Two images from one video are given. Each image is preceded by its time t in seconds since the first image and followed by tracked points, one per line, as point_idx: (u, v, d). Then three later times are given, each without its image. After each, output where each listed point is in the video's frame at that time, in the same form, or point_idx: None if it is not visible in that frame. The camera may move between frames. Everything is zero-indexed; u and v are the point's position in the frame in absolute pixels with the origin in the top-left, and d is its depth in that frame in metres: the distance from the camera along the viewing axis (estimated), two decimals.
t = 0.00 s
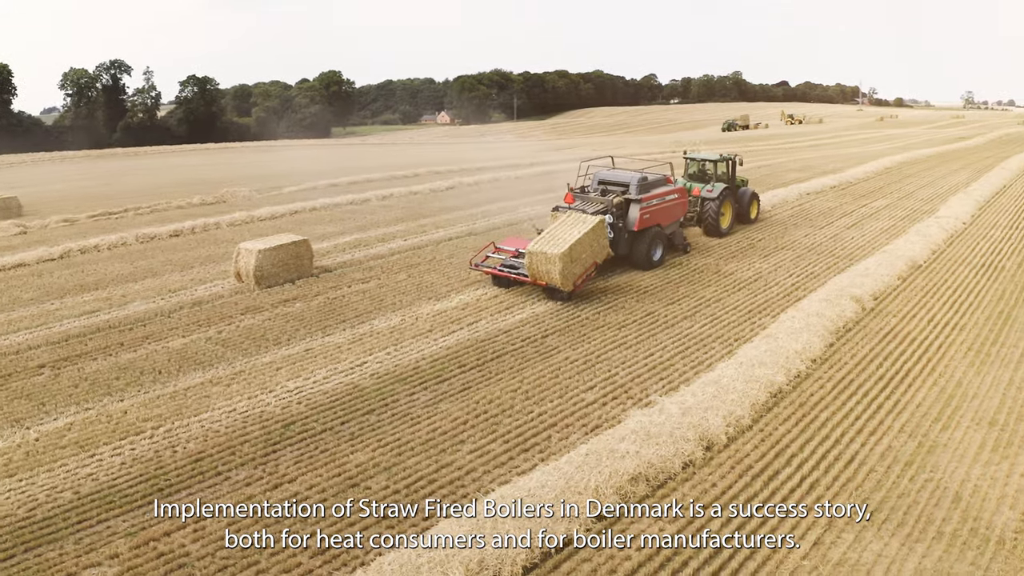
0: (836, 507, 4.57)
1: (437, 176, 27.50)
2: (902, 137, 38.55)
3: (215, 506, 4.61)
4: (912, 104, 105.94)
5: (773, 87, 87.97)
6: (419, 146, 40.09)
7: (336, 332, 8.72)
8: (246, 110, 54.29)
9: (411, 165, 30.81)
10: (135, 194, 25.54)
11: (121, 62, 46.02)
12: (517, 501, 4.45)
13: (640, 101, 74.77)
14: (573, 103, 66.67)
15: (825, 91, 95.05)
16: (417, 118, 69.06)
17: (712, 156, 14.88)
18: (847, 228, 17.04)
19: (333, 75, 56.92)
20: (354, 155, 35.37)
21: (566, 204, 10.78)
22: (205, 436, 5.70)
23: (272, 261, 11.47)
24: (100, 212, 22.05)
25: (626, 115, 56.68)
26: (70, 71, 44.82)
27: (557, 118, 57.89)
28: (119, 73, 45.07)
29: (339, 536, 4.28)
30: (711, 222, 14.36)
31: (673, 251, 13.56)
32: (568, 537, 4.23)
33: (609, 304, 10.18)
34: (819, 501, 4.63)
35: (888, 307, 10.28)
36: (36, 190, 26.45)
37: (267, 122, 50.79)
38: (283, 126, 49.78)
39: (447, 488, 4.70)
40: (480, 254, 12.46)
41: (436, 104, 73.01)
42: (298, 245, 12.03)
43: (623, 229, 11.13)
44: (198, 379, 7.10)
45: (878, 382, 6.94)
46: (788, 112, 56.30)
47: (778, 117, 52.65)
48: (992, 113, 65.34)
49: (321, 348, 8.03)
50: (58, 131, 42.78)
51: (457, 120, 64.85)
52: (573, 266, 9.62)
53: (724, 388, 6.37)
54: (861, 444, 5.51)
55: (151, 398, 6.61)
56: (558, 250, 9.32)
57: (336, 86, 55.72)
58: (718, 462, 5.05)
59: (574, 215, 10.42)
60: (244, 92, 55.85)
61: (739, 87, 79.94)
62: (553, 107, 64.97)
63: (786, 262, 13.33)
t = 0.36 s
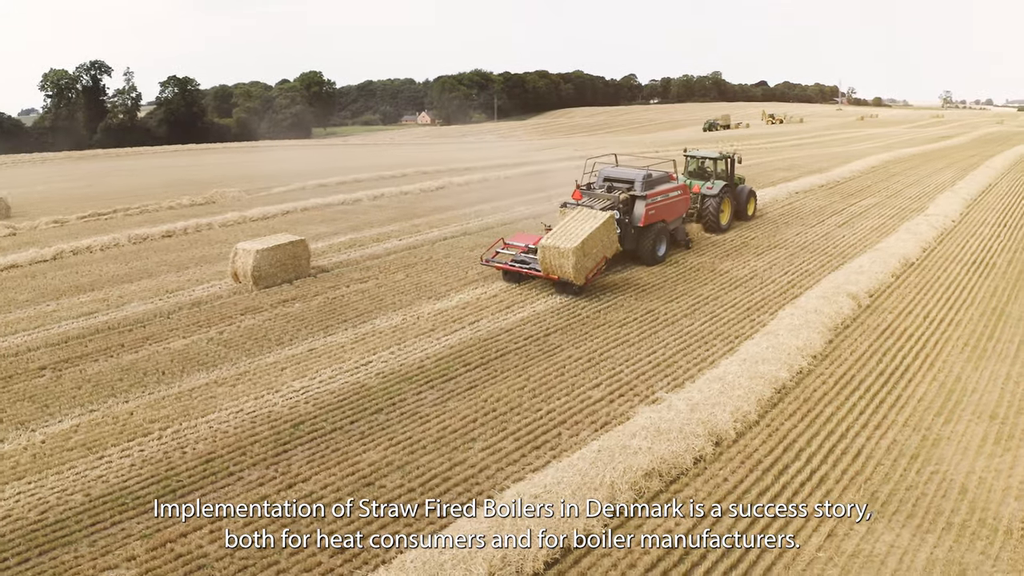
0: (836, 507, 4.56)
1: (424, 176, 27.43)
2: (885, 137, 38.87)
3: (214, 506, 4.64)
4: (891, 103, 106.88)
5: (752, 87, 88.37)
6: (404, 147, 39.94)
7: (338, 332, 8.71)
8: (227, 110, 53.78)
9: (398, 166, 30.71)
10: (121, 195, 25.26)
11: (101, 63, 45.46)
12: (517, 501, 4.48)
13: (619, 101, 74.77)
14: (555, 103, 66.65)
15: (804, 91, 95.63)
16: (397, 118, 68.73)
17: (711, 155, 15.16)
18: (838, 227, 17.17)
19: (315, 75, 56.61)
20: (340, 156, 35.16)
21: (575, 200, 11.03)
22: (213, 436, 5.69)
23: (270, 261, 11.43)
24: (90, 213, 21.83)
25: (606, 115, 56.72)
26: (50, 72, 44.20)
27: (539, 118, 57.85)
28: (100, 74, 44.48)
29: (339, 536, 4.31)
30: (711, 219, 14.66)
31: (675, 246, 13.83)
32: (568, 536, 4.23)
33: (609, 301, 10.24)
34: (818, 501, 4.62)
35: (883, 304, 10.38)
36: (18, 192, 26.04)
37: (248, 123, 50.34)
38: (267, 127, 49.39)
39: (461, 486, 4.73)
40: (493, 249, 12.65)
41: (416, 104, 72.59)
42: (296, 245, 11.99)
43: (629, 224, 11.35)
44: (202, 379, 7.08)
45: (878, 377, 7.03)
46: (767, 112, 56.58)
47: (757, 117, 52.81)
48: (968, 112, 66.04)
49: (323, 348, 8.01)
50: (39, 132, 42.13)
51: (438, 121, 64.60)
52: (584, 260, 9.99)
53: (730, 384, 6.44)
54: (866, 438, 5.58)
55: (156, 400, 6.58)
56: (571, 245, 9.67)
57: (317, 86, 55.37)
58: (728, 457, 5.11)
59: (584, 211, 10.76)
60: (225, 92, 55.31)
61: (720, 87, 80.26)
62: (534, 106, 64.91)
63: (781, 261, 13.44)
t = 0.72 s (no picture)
0: (836, 507, 4.54)
1: (412, 177, 27.37)
2: (868, 136, 39.22)
3: (214, 506, 4.69)
4: (869, 103, 107.96)
5: (732, 86, 88.91)
6: (389, 147, 39.83)
7: (342, 331, 8.70)
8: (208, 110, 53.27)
9: (385, 166, 30.61)
10: (108, 197, 24.97)
11: (81, 63, 44.93)
12: (516, 501, 4.54)
13: (599, 101, 74.96)
14: (535, 103, 66.73)
15: (783, 91, 96.35)
16: (377, 118, 68.45)
17: (710, 153, 15.40)
18: (828, 225, 17.35)
19: (295, 77, 56.42)
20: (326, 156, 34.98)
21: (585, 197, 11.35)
22: (225, 436, 5.68)
23: (269, 261, 11.39)
24: (79, 214, 21.64)
25: (586, 115, 56.85)
26: (29, 72, 43.57)
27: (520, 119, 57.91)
28: (80, 74, 43.95)
29: (339, 535, 4.33)
30: (711, 216, 14.91)
31: (678, 242, 14.16)
32: (567, 536, 4.25)
33: (611, 299, 10.29)
34: (819, 501, 4.61)
35: (880, 301, 10.51)
36: None
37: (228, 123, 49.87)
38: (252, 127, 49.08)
39: (478, 484, 4.77)
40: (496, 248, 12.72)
41: (394, 104, 72.28)
42: (293, 246, 11.95)
43: (635, 220, 11.70)
44: (208, 380, 7.06)
45: (880, 373, 7.13)
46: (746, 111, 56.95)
47: (737, 117, 53.05)
48: (945, 112, 66.90)
49: (328, 348, 8.01)
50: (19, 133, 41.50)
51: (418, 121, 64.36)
52: (596, 254, 10.26)
53: (737, 380, 6.51)
54: (872, 431, 5.67)
55: (163, 401, 6.57)
56: (584, 239, 9.94)
57: (297, 87, 55.20)
58: (739, 451, 5.19)
59: (594, 207, 11.03)
60: (206, 92, 54.77)
61: (699, 87, 80.74)
62: (514, 107, 64.93)
63: (776, 258, 13.58)
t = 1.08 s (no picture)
0: (835, 507, 4.55)
1: (402, 177, 27.30)
2: (852, 135, 39.53)
3: (214, 506, 4.73)
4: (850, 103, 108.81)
5: (713, 86, 89.38)
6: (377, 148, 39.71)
7: (347, 332, 8.71)
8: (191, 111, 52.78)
9: (373, 167, 30.49)
10: (96, 198, 24.71)
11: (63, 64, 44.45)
12: (516, 501, 4.60)
13: (581, 102, 74.97)
14: (518, 104, 66.69)
15: (763, 91, 96.89)
16: (359, 119, 68.14)
17: (711, 151, 15.57)
18: (821, 223, 17.50)
19: (277, 78, 56.09)
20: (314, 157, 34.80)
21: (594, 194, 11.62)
22: (237, 437, 5.69)
23: (269, 261, 11.36)
24: (72, 216, 21.45)
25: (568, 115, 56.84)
26: (12, 73, 43.02)
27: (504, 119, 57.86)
28: (62, 75, 43.48)
29: (339, 535, 4.36)
30: (711, 212, 15.12)
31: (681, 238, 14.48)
32: (567, 536, 4.28)
33: (613, 298, 10.36)
34: (818, 501, 4.61)
35: (878, 299, 10.62)
36: None
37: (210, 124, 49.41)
38: (238, 128, 48.78)
39: (495, 482, 4.81)
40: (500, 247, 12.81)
41: (376, 105, 71.77)
42: (293, 246, 11.93)
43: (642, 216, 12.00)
44: (216, 381, 7.04)
45: (883, 369, 7.22)
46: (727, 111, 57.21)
47: (719, 117, 53.28)
48: (915, 114, 67.41)
49: (334, 348, 8.00)
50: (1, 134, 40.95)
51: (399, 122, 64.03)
52: (608, 250, 10.57)
53: (745, 377, 6.60)
54: (878, 426, 5.75)
55: (172, 402, 6.56)
56: (597, 235, 10.25)
57: (278, 88, 54.75)
58: (750, 447, 5.26)
59: (603, 204, 11.34)
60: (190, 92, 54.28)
61: (681, 87, 81.04)
62: (497, 107, 64.85)
63: (774, 256, 13.70)
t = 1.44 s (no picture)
0: (835, 507, 4.56)
1: (391, 177, 27.23)
2: (834, 135, 39.87)
3: (214, 505, 4.77)
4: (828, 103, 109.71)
5: (691, 87, 89.35)
6: (363, 148, 39.55)
7: (351, 331, 8.71)
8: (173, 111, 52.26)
9: (361, 167, 30.40)
10: (82, 199, 24.43)
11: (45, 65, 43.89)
12: (516, 502, 4.64)
13: (563, 102, 75.02)
14: (498, 104, 66.66)
15: (743, 91, 97.54)
16: (339, 119, 67.80)
17: (710, 149, 15.74)
18: (812, 222, 17.66)
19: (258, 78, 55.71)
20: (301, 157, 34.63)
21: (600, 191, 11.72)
22: (251, 437, 5.70)
23: (269, 261, 11.32)
24: (62, 217, 21.22)
25: (548, 116, 56.85)
26: None
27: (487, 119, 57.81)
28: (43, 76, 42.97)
29: (338, 535, 4.39)
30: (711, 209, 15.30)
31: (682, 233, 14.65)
32: (567, 536, 4.30)
33: (614, 296, 10.41)
34: (818, 502, 4.62)
35: (875, 296, 10.73)
36: None
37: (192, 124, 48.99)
38: (223, 128, 48.40)
39: (513, 480, 4.86)
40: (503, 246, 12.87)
41: (357, 105, 71.45)
42: (293, 247, 11.91)
43: (647, 213, 12.11)
44: (223, 382, 7.03)
45: (886, 365, 7.32)
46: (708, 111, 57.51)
47: (702, 117, 53.50)
48: (892, 114, 68.15)
49: (339, 348, 8.00)
50: None
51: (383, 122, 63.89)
52: (618, 245, 10.74)
53: (752, 374, 6.68)
54: (885, 421, 5.83)
55: (181, 403, 6.54)
56: (607, 232, 10.40)
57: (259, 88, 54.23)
58: (761, 443, 5.34)
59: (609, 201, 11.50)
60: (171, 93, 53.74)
61: (662, 87, 81.37)
62: (478, 107, 64.78)
63: (770, 255, 13.82)
